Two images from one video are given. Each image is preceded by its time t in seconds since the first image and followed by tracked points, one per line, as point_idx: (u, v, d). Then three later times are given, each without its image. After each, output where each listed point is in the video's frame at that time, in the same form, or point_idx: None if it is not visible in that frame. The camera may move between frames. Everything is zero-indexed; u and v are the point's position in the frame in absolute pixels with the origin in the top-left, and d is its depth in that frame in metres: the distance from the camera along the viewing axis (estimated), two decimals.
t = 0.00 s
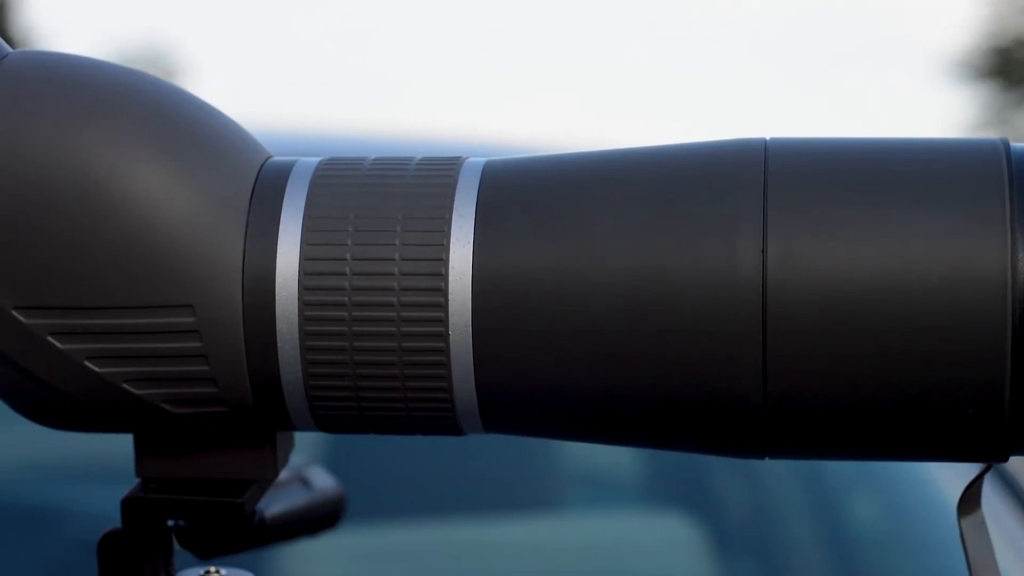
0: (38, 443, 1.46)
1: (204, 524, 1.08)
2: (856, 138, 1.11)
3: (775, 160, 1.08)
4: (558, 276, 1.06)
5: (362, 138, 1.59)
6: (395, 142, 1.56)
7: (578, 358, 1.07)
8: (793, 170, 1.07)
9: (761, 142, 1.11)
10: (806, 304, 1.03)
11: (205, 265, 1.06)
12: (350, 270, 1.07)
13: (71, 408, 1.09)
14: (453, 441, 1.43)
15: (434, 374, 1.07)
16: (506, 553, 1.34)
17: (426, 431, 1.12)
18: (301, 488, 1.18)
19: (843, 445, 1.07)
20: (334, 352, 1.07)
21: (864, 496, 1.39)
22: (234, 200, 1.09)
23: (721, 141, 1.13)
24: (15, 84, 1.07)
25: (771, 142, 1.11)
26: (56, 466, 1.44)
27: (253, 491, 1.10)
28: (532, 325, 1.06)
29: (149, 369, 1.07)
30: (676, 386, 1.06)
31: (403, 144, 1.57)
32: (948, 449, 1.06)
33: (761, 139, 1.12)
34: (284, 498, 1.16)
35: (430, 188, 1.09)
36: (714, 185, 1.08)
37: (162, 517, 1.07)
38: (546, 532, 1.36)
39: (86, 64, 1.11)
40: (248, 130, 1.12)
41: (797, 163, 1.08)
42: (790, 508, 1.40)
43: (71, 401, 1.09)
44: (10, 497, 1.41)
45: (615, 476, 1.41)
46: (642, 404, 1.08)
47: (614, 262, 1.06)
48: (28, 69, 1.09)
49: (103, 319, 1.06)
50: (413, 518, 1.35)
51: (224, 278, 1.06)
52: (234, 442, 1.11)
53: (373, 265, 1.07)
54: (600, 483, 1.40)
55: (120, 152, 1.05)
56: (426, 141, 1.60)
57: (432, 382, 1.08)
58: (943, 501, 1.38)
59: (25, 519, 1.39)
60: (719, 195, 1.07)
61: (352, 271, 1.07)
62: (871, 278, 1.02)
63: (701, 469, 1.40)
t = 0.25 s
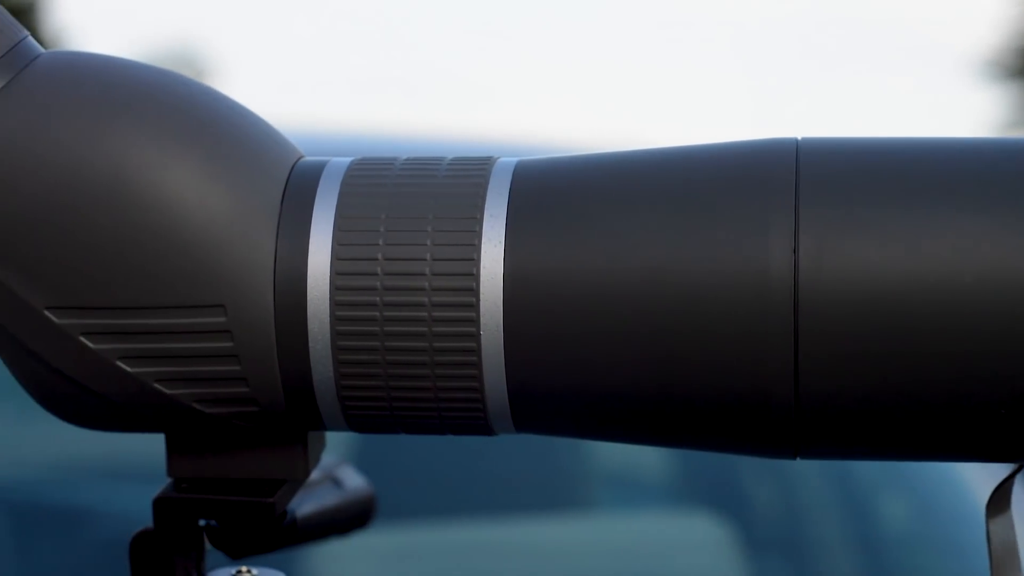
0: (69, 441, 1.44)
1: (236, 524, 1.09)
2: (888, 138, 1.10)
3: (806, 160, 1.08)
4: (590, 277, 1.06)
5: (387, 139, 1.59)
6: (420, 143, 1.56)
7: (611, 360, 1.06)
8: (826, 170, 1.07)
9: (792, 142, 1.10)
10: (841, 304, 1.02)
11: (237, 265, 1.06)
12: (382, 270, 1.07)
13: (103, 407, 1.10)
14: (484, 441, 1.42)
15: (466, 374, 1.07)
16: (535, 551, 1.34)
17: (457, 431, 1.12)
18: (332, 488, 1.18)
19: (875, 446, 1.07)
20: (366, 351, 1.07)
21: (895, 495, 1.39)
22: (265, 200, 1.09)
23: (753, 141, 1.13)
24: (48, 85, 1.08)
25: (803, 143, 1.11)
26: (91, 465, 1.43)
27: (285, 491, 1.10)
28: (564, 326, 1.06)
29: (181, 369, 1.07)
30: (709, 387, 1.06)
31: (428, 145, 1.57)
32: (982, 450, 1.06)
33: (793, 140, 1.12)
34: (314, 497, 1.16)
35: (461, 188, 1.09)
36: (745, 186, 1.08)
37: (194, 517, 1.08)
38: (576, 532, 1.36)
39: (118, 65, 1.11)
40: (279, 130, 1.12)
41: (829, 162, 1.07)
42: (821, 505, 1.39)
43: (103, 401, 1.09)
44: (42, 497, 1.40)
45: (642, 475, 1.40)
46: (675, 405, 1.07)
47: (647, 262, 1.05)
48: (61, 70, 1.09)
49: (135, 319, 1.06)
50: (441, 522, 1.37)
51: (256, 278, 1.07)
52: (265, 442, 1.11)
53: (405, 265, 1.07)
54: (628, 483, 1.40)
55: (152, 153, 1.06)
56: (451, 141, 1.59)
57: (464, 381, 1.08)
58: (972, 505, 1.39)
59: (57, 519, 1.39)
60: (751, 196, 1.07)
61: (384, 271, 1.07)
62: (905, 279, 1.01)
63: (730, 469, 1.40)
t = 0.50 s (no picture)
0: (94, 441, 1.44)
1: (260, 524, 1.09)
2: (915, 137, 1.09)
3: (832, 159, 1.07)
4: (615, 277, 1.06)
5: (407, 139, 1.59)
6: (440, 143, 1.55)
7: (636, 360, 1.06)
8: (852, 168, 1.06)
9: (817, 141, 1.10)
10: (868, 304, 1.02)
11: (260, 265, 1.06)
12: (406, 271, 1.07)
13: (127, 408, 1.10)
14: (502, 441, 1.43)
15: (490, 374, 1.07)
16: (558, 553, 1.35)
17: (481, 431, 1.12)
18: (356, 488, 1.18)
19: (902, 446, 1.07)
20: (390, 351, 1.07)
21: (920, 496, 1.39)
22: (288, 200, 1.09)
23: (779, 140, 1.12)
24: (72, 86, 1.08)
25: (830, 142, 1.10)
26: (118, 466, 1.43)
27: (309, 491, 1.10)
28: (588, 326, 1.06)
29: (205, 369, 1.07)
30: (734, 388, 1.06)
31: (448, 145, 1.57)
32: (1009, 451, 1.05)
33: (820, 139, 1.11)
34: (338, 497, 1.16)
35: (485, 188, 1.10)
36: (770, 185, 1.07)
37: (218, 517, 1.08)
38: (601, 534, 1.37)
39: (142, 65, 1.11)
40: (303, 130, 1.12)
41: (855, 161, 1.07)
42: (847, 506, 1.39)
43: (127, 401, 1.09)
44: (69, 497, 1.41)
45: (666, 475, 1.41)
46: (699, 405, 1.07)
47: (672, 262, 1.05)
48: (85, 70, 1.09)
49: (159, 319, 1.06)
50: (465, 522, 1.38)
51: (280, 278, 1.07)
52: (289, 443, 1.11)
53: (429, 265, 1.07)
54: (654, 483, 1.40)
55: (177, 154, 1.06)
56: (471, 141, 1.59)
57: (488, 382, 1.08)
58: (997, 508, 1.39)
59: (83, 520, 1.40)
60: (776, 196, 1.06)
61: (408, 272, 1.07)
62: (931, 279, 1.01)
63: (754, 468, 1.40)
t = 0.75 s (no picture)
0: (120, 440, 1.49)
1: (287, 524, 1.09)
2: (943, 137, 1.09)
3: (859, 160, 1.07)
4: (640, 278, 1.06)
5: (428, 139, 1.59)
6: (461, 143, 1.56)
7: (661, 361, 1.06)
8: (878, 170, 1.06)
9: (842, 142, 1.10)
10: (894, 304, 1.01)
11: (287, 265, 1.06)
12: (433, 271, 1.07)
13: (153, 408, 1.10)
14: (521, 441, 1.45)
15: (516, 374, 1.07)
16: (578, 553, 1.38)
17: (507, 431, 1.12)
18: (382, 488, 1.18)
19: (930, 448, 1.06)
20: (416, 352, 1.07)
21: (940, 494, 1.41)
22: (315, 201, 1.09)
23: (806, 141, 1.12)
24: (100, 87, 1.08)
25: (857, 143, 1.10)
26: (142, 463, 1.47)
27: (335, 491, 1.10)
28: (614, 326, 1.06)
29: (232, 370, 1.07)
30: (761, 388, 1.05)
31: (469, 145, 1.58)
32: None
33: (847, 140, 1.11)
34: (364, 497, 1.16)
35: (511, 188, 1.10)
36: (796, 186, 1.07)
37: (245, 517, 1.08)
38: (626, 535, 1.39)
39: (169, 66, 1.11)
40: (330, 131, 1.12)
41: (880, 162, 1.07)
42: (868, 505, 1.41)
43: (153, 401, 1.09)
44: (94, 496, 1.45)
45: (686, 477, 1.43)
46: (724, 405, 1.07)
47: (698, 262, 1.05)
48: (112, 71, 1.09)
49: (185, 319, 1.06)
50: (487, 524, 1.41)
51: (306, 278, 1.07)
52: (315, 443, 1.11)
53: (455, 265, 1.07)
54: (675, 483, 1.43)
55: (204, 155, 1.06)
56: (491, 142, 1.59)
57: (514, 382, 1.08)
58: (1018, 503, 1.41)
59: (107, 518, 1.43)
60: (802, 197, 1.06)
61: (435, 272, 1.07)
62: (958, 279, 1.00)
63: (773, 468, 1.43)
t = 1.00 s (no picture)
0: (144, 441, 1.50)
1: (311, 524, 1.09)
2: (970, 136, 1.09)
3: (886, 159, 1.07)
4: (665, 278, 1.05)
5: (448, 139, 1.59)
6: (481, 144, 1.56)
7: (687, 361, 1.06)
8: (905, 167, 1.05)
9: (868, 140, 1.09)
10: (918, 303, 1.01)
11: (311, 265, 1.06)
12: (456, 271, 1.07)
13: (178, 408, 1.10)
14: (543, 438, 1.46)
15: (540, 374, 1.07)
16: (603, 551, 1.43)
17: (531, 431, 1.12)
18: (406, 489, 1.17)
19: (957, 448, 1.06)
20: (441, 352, 1.07)
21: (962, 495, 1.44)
22: (339, 200, 1.09)
23: (832, 141, 1.12)
24: (124, 87, 1.08)
25: (883, 142, 1.09)
26: (168, 466, 1.49)
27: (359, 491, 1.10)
28: (639, 326, 1.06)
29: (256, 370, 1.07)
30: (786, 388, 1.05)
31: (488, 145, 1.57)
32: None
33: (873, 140, 1.10)
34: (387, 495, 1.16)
35: (536, 188, 1.10)
36: (822, 185, 1.06)
37: (269, 517, 1.08)
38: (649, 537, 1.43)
39: (193, 66, 1.11)
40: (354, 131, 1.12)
41: (908, 160, 1.06)
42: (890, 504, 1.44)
43: (178, 401, 1.09)
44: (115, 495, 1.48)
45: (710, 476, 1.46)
46: (752, 405, 1.07)
47: (723, 262, 1.05)
48: (137, 71, 1.09)
49: (210, 319, 1.06)
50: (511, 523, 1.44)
51: (330, 278, 1.07)
52: (339, 443, 1.11)
53: (479, 265, 1.07)
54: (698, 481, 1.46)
55: (229, 155, 1.06)
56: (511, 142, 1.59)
57: (538, 382, 1.08)
58: None
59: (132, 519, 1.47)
60: (828, 195, 1.05)
61: (458, 272, 1.07)
62: (983, 279, 0.99)
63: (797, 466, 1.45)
